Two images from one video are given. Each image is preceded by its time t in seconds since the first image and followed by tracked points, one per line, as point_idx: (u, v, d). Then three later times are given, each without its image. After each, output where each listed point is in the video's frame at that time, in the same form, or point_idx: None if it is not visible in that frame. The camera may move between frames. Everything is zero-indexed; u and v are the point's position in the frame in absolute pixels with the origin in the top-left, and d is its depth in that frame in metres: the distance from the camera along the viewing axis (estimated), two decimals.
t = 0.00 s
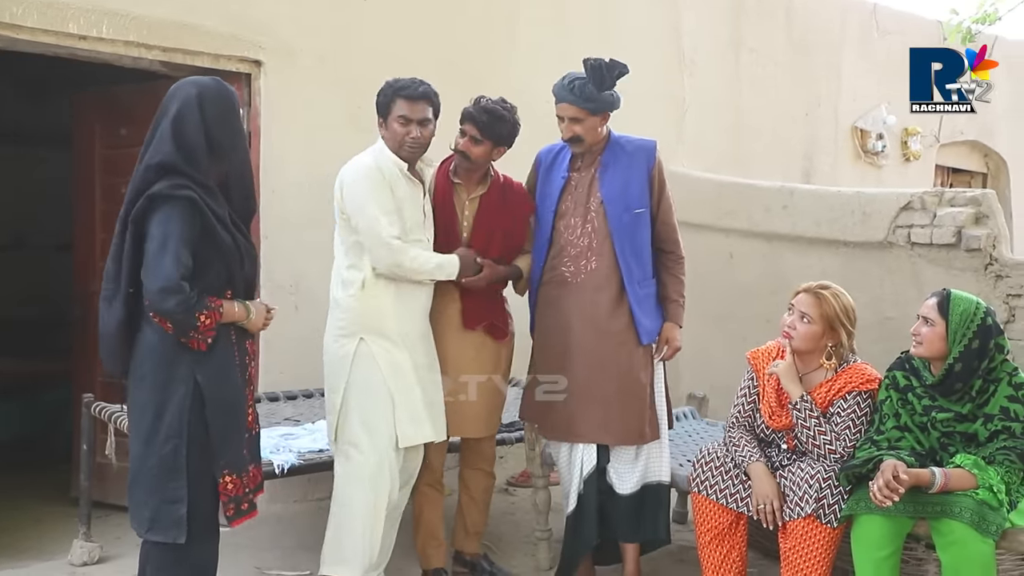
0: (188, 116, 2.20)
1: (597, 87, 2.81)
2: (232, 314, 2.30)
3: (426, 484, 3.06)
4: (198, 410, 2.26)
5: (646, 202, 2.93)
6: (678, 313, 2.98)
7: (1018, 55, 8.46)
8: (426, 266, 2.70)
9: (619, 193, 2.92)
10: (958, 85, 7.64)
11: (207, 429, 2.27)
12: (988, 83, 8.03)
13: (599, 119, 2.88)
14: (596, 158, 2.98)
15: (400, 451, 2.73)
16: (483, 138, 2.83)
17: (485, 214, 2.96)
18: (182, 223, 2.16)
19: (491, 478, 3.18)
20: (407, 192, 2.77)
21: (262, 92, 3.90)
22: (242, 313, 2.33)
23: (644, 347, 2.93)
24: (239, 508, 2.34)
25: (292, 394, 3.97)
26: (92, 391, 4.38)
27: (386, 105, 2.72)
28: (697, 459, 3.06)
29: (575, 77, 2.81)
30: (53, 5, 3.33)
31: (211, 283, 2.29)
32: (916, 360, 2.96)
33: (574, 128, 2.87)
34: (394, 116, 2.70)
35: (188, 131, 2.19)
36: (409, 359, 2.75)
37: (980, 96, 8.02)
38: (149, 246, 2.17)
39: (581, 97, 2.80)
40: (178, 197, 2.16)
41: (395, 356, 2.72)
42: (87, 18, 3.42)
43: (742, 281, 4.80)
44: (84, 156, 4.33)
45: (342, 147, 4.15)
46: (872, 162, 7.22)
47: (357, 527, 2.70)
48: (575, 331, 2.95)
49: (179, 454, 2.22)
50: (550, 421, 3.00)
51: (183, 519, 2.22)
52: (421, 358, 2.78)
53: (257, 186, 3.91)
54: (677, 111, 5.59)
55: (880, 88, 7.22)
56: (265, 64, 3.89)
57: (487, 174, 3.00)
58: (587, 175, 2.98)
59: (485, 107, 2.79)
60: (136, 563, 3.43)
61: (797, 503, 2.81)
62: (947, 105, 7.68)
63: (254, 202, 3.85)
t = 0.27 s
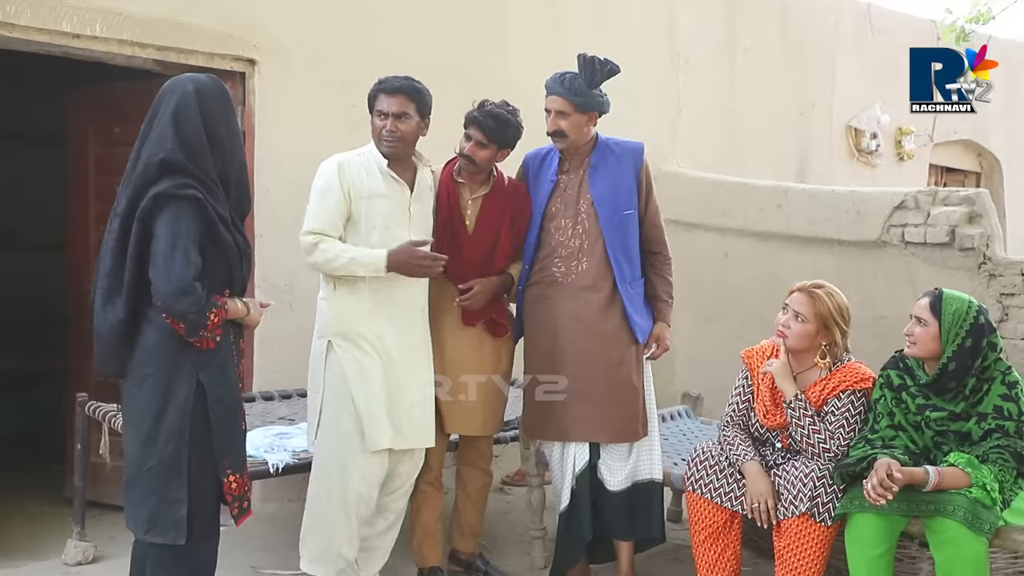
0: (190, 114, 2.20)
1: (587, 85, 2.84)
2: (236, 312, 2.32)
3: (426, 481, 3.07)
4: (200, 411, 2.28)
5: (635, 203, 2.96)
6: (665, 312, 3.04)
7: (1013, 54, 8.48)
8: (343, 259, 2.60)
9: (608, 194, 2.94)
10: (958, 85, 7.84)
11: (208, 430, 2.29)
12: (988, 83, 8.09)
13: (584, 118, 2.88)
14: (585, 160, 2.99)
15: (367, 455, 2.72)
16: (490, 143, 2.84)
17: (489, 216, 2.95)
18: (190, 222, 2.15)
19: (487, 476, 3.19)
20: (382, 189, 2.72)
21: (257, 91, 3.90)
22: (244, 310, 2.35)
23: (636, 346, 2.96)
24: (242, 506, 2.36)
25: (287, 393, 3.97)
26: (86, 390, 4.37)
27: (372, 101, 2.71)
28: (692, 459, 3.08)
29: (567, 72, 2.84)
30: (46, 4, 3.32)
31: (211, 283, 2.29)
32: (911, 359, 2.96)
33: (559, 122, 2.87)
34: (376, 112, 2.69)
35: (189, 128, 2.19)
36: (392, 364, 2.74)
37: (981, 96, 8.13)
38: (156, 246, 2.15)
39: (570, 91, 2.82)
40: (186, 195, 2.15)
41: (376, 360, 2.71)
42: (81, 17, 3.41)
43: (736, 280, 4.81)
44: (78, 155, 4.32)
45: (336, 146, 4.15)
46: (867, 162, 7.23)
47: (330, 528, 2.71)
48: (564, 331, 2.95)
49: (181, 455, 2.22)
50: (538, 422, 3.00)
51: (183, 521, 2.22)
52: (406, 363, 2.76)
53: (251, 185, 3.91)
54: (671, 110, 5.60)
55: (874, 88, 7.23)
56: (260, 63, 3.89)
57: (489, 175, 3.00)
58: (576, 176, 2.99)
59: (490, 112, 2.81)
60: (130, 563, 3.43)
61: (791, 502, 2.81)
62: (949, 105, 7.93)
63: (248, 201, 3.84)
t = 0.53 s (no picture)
0: (191, 112, 2.21)
1: (586, 86, 2.84)
2: (240, 309, 2.34)
3: (426, 479, 3.09)
4: (205, 409, 2.28)
5: (631, 205, 2.95)
6: (661, 313, 3.05)
7: (1010, 53, 8.48)
8: (315, 270, 2.61)
9: (605, 194, 2.93)
10: (958, 85, 7.76)
11: (212, 428, 2.29)
12: (987, 83, 8.08)
13: (582, 120, 2.88)
14: (582, 161, 2.99)
15: (351, 454, 2.71)
16: (497, 144, 2.90)
17: (493, 215, 2.99)
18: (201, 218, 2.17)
19: (487, 474, 3.19)
20: (369, 187, 2.73)
21: (254, 90, 3.89)
22: (246, 308, 2.38)
23: (630, 346, 2.95)
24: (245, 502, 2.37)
25: (285, 391, 3.97)
26: (84, 388, 4.37)
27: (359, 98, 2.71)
28: (690, 457, 3.08)
29: (567, 73, 2.84)
30: (44, 2, 3.32)
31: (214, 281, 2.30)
32: (908, 357, 2.96)
33: (557, 122, 2.87)
34: (364, 107, 2.69)
35: (190, 126, 2.21)
36: (378, 363, 2.73)
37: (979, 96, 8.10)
38: (165, 243, 2.15)
39: (570, 92, 2.82)
40: (195, 191, 2.17)
41: (360, 360, 2.71)
42: (78, 15, 3.40)
43: (734, 278, 4.81)
44: (76, 153, 4.32)
45: (334, 144, 4.15)
46: (864, 160, 7.24)
47: (319, 528, 2.72)
48: (557, 331, 2.95)
49: (187, 454, 2.23)
50: (533, 420, 3.01)
51: (189, 520, 2.23)
52: (394, 363, 2.75)
53: (248, 183, 3.91)
54: (669, 108, 5.60)
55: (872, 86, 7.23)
56: (257, 62, 3.88)
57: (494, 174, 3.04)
58: (573, 177, 2.99)
59: (501, 115, 2.87)
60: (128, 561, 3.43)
61: (788, 500, 2.83)
62: (949, 105, 7.89)
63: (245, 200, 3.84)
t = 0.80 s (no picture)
0: (184, 106, 2.22)
1: (589, 89, 2.82)
2: (238, 305, 2.34)
3: (424, 476, 3.07)
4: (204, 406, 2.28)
5: (633, 203, 2.94)
6: (665, 312, 3.03)
7: (1008, 50, 8.48)
8: (309, 284, 2.65)
9: (606, 192, 2.93)
10: (958, 85, 7.72)
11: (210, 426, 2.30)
12: (988, 83, 8.18)
13: (587, 120, 2.87)
14: (585, 158, 2.98)
15: (344, 451, 2.72)
16: (498, 142, 2.89)
17: (495, 214, 3.01)
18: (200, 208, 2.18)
19: (484, 471, 3.20)
20: (361, 183, 2.73)
21: (251, 87, 3.89)
22: (243, 304, 2.37)
23: (626, 347, 2.95)
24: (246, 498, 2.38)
25: (282, 388, 3.97)
26: (81, 386, 4.37)
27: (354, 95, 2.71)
28: (686, 454, 3.08)
29: (567, 76, 2.82)
30: None
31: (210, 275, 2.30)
32: (905, 354, 2.96)
33: (562, 127, 2.87)
34: (355, 103, 2.69)
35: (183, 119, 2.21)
36: (371, 360, 2.73)
37: (981, 96, 8.22)
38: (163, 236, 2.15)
39: (571, 97, 2.81)
40: (193, 182, 2.17)
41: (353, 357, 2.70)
42: (74, 12, 3.39)
43: (731, 275, 4.81)
44: (72, 150, 4.31)
45: (331, 141, 4.15)
46: (861, 157, 7.24)
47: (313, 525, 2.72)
48: (552, 330, 2.96)
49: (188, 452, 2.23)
50: (531, 417, 3.02)
51: (190, 517, 2.23)
52: (387, 360, 2.74)
53: (245, 181, 3.90)
54: (666, 105, 5.60)
55: (869, 83, 7.23)
56: (254, 59, 3.88)
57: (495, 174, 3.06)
58: (574, 174, 2.98)
59: (503, 112, 2.86)
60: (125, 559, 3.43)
61: (785, 497, 2.83)
62: (948, 105, 7.82)
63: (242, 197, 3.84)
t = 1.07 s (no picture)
0: (179, 103, 2.21)
1: (596, 79, 2.82)
2: (231, 305, 2.31)
3: (420, 475, 3.08)
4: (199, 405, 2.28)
5: (638, 199, 2.93)
6: (671, 309, 3.00)
7: (1004, 48, 8.48)
8: (295, 284, 2.65)
9: (610, 188, 2.91)
10: (958, 85, 7.87)
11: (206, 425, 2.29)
12: (987, 83, 8.18)
13: (591, 112, 2.87)
14: (590, 152, 2.97)
15: (337, 448, 2.72)
16: (493, 137, 2.90)
17: (494, 210, 3.01)
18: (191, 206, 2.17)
19: (479, 469, 3.20)
20: (354, 181, 2.73)
21: (247, 84, 3.88)
22: (237, 303, 2.35)
23: (630, 346, 2.94)
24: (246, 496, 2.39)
25: (279, 386, 3.97)
26: (77, 383, 4.36)
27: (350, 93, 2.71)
28: (682, 452, 3.08)
29: (574, 66, 2.82)
30: None
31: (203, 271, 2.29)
32: (901, 352, 2.96)
33: (566, 117, 2.86)
34: (352, 101, 2.69)
35: (177, 116, 2.20)
36: (363, 358, 2.72)
37: (981, 96, 8.21)
38: (155, 234, 2.14)
39: (577, 86, 2.81)
40: (185, 180, 2.16)
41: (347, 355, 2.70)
42: (70, 9, 3.39)
43: (727, 272, 4.81)
44: (68, 147, 4.30)
45: (327, 139, 4.14)
46: (858, 155, 7.24)
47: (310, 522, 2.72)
48: (554, 327, 2.96)
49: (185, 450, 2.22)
50: (530, 414, 3.03)
51: (186, 516, 2.22)
52: (380, 358, 2.74)
53: (242, 178, 3.90)
54: (663, 103, 5.60)
55: (866, 81, 7.24)
56: (250, 56, 3.87)
57: (491, 171, 3.07)
58: (579, 169, 2.98)
59: (497, 107, 2.87)
60: (121, 557, 3.42)
61: (781, 495, 2.83)
62: (948, 104, 8.01)
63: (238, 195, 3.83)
